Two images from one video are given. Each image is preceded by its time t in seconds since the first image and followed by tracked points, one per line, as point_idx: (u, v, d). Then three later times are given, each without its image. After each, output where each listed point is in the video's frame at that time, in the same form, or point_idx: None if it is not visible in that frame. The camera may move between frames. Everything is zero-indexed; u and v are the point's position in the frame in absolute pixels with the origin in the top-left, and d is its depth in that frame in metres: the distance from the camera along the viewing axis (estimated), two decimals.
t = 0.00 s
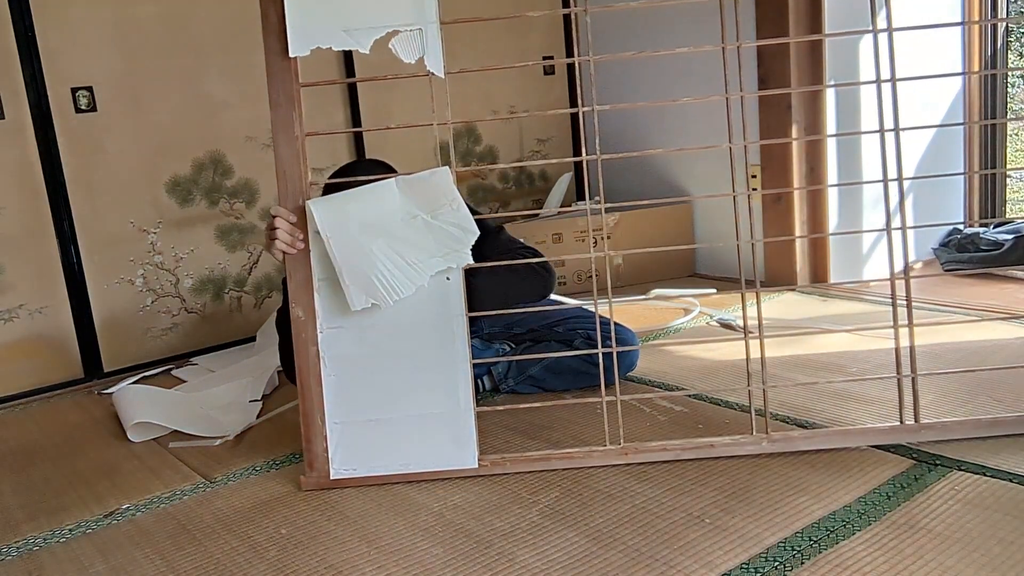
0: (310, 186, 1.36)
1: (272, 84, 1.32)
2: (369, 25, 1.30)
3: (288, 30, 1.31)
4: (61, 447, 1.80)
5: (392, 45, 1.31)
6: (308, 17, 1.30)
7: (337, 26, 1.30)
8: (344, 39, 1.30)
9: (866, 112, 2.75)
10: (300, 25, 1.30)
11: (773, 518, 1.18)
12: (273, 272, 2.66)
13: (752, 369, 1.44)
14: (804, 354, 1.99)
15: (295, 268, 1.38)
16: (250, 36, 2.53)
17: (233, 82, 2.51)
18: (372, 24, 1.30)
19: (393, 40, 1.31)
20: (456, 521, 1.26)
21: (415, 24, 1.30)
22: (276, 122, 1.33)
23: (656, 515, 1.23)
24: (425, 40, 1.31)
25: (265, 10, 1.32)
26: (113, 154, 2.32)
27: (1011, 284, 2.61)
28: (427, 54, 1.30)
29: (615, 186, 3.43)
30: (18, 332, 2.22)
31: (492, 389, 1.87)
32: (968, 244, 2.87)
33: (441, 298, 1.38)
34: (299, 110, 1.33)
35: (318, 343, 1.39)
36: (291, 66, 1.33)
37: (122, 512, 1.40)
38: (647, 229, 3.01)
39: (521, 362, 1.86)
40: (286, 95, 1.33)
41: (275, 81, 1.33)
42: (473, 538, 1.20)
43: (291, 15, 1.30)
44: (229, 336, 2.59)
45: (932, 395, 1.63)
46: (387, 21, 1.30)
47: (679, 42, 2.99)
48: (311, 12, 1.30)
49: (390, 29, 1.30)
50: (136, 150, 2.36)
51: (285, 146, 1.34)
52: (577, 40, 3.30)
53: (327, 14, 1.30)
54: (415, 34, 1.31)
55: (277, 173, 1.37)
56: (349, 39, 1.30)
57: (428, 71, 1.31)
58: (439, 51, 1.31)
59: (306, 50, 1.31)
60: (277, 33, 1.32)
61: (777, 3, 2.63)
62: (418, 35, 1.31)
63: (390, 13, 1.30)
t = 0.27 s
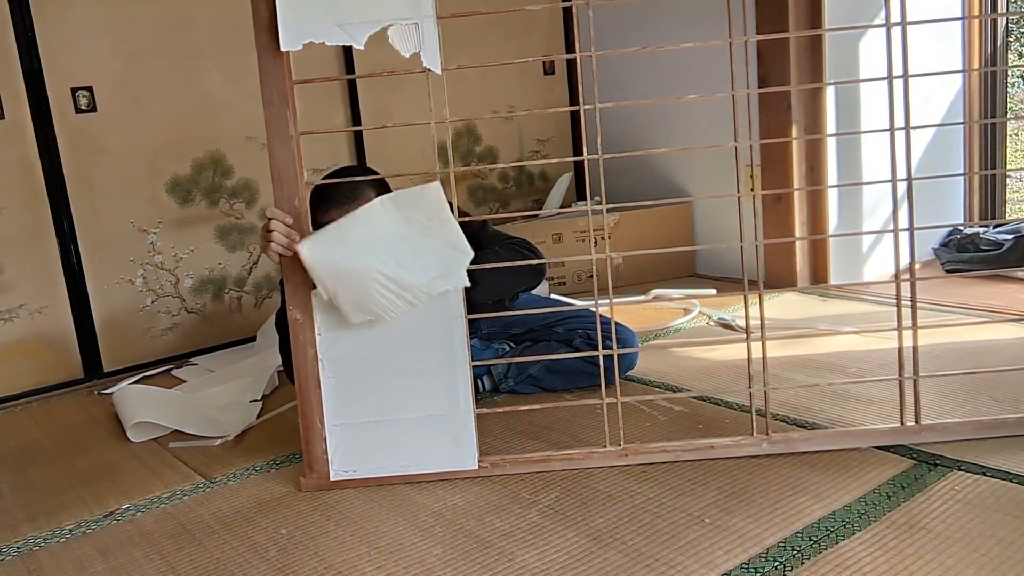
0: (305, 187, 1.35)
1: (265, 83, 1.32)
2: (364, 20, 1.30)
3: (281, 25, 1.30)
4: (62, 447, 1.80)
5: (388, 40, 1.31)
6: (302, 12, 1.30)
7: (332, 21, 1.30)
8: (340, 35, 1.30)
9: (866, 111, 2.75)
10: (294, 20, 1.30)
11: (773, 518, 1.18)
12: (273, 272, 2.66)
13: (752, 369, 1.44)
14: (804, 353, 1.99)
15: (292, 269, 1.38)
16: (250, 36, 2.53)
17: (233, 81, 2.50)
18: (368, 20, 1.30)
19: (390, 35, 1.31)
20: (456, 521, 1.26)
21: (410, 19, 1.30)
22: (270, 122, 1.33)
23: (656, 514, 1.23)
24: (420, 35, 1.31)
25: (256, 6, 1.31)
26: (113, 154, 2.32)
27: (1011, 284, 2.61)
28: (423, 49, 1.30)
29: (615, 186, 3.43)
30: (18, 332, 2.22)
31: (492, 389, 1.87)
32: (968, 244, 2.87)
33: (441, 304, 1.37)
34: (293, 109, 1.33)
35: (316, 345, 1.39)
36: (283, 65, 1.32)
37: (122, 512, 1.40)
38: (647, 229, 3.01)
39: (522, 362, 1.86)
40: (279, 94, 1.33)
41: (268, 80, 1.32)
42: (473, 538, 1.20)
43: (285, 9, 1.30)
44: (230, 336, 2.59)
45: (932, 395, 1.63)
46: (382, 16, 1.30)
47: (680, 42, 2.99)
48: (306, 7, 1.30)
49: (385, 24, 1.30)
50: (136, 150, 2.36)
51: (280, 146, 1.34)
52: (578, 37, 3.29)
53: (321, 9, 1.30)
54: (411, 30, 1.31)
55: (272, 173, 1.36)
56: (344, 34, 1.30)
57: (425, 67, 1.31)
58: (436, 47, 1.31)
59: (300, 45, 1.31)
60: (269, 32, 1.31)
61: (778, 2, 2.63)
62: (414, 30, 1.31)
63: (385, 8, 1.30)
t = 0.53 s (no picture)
0: (307, 187, 1.35)
1: (269, 83, 1.33)
2: (366, 22, 1.30)
3: (284, 27, 1.31)
4: (62, 447, 1.80)
5: (389, 42, 1.30)
6: (304, 14, 1.30)
7: (334, 24, 1.30)
8: (341, 37, 1.30)
9: (866, 112, 2.75)
10: (296, 22, 1.30)
11: (773, 518, 1.18)
12: (273, 272, 2.66)
13: (752, 369, 1.44)
14: (804, 353, 1.99)
15: (294, 269, 1.38)
16: (250, 37, 2.53)
17: (233, 82, 2.51)
18: (369, 22, 1.30)
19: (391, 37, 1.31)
20: (456, 521, 1.26)
21: (412, 21, 1.30)
22: (273, 122, 1.33)
23: (656, 515, 1.23)
24: (422, 37, 1.31)
25: (261, 8, 1.32)
26: (113, 154, 2.32)
27: (1011, 284, 2.61)
28: (424, 51, 1.30)
29: (615, 186, 3.43)
30: (18, 332, 2.22)
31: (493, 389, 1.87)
32: (968, 244, 2.87)
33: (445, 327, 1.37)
34: (296, 110, 1.33)
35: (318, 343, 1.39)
36: (287, 66, 1.33)
37: (122, 512, 1.40)
38: (647, 229, 3.01)
39: (522, 363, 1.86)
40: (283, 94, 1.33)
41: (272, 81, 1.33)
42: (473, 538, 1.20)
43: (287, 12, 1.30)
44: (230, 336, 2.59)
45: (932, 395, 1.63)
46: (384, 18, 1.30)
47: (680, 42, 2.99)
48: (308, 9, 1.30)
49: (387, 27, 1.30)
50: (136, 150, 2.36)
51: (283, 146, 1.34)
52: (578, 36, 3.29)
53: (324, 11, 1.30)
54: (413, 32, 1.31)
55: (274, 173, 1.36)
56: (346, 37, 1.30)
57: (426, 68, 1.31)
58: (437, 50, 1.31)
59: (302, 47, 1.31)
60: (272, 33, 1.32)
61: (778, 3, 2.63)
62: (416, 33, 1.31)
63: (387, 10, 1.30)
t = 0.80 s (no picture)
0: (310, 189, 1.35)
1: (275, 84, 1.32)
2: (371, 26, 1.30)
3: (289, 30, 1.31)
4: (62, 447, 1.80)
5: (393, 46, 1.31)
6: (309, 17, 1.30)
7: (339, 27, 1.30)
8: (346, 40, 1.30)
9: (865, 112, 2.75)
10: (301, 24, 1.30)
11: (773, 518, 1.18)
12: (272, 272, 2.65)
13: (751, 369, 1.44)
14: (804, 353, 1.99)
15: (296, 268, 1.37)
16: (250, 37, 2.53)
17: (233, 82, 2.51)
18: (374, 25, 1.30)
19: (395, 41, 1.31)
20: (456, 521, 1.26)
21: (417, 26, 1.30)
22: (278, 123, 1.32)
23: (656, 515, 1.23)
24: (427, 42, 1.31)
25: (269, 11, 1.32)
26: (113, 154, 2.32)
27: (1010, 284, 2.61)
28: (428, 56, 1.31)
29: (615, 186, 3.43)
30: (17, 332, 2.22)
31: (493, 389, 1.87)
32: (968, 244, 2.87)
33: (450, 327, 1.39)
34: (301, 111, 1.33)
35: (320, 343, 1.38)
36: (293, 67, 1.32)
37: (122, 512, 1.40)
38: (647, 229, 3.01)
39: (522, 362, 1.86)
40: (288, 95, 1.32)
41: (278, 81, 1.32)
42: (473, 538, 1.20)
43: (291, 11, 1.29)
44: (230, 336, 2.59)
45: (932, 395, 1.63)
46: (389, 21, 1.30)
47: (679, 42, 2.99)
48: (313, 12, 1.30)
49: (391, 31, 1.30)
50: (136, 151, 2.36)
51: (288, 146, 1.33)
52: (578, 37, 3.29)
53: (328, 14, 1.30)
54: (417, 36, 1.31)
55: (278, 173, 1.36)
56: (350, 40, 1.30)
57: (429, 72, 1.31)
58: (441, 54, 1.31)
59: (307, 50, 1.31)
60: (279, 38, 1.31)
61: (778, 3, 2.63)
62: (419, 37, 1.31)
63: (392, 14, 1.30)
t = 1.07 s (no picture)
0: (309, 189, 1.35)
1: (272, 83, 1.32)
2: (368, 24, 1.30)
3: (286, 29, 1.31)
4: (62, 447, 1.80)
5: (391, 44, 1.30)
6: (307, 16, 1.30)
7: (336, 26, 1.30)
8: (344, 40, 1.30)
9: (865, 112, 2.75)
10: (299, 23, 1.30)
11: (773, 518, 1.18)
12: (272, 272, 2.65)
13: (751, 369, 1.44)
14: (804, 353, 1.99)
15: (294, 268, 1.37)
16: (250, 37, 2.53)
17: (233, 82, 2.51)
18: (371, 23, 1.30)
19: (393, 39, 1.31)
20: (456, 521, 1.26)
21: (415, 24, 1.30)
22: (276, 122, 1.32)
23: (656, 514, 1.23)
24: (425, 40, 1.31)
25: (265, 10, 1.32)
26: (113, 154, 2.32)
27: (1011, 284, 2.61)
28: (427, 54, 1.30)
29: (616, 186, 3.43)
30: (17, 332, 2.22)
31: (492, 389, 1.87)
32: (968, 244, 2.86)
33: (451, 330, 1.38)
34: (299, 110, 1.32)
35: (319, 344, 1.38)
36: (290, 66, 1.32)
37: (122, 512, 1.40)
38: (647, 229, 3.01)
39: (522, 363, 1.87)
40: (285, 94, 1.32)
41: (274, 81, 1.32)
42: (473, 538, 1.20)
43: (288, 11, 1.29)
44: (230, 336, 2.59)
45: (932, 395, 1.63)
46: (386, 21, 1.30)
47: (679, 42, 2.99)
48: (310, 11, 1.30)
49: (389, 29, 1.30)
50: (137, 151, 2.36)
51: (285, 146, 1.33)
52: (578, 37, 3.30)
53: (325, 13, 1.30)
54: (415, 34, 1.31)
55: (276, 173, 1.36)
56: (348, 39, 1.30)
57: (428, 70, 1.31)
58: (439, 50, 1.31)
59: (304, 49, 1.31)
60: (277, 35, 1.31)
61: (778, 3, 2.64)
62: (418, 35, 1.31)
63: (390, 13, 1.30)
